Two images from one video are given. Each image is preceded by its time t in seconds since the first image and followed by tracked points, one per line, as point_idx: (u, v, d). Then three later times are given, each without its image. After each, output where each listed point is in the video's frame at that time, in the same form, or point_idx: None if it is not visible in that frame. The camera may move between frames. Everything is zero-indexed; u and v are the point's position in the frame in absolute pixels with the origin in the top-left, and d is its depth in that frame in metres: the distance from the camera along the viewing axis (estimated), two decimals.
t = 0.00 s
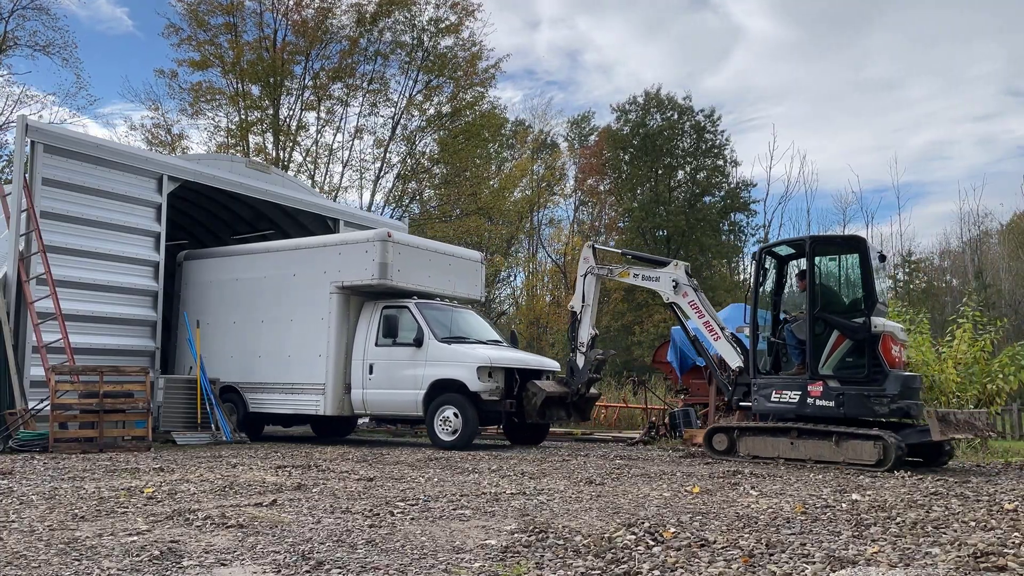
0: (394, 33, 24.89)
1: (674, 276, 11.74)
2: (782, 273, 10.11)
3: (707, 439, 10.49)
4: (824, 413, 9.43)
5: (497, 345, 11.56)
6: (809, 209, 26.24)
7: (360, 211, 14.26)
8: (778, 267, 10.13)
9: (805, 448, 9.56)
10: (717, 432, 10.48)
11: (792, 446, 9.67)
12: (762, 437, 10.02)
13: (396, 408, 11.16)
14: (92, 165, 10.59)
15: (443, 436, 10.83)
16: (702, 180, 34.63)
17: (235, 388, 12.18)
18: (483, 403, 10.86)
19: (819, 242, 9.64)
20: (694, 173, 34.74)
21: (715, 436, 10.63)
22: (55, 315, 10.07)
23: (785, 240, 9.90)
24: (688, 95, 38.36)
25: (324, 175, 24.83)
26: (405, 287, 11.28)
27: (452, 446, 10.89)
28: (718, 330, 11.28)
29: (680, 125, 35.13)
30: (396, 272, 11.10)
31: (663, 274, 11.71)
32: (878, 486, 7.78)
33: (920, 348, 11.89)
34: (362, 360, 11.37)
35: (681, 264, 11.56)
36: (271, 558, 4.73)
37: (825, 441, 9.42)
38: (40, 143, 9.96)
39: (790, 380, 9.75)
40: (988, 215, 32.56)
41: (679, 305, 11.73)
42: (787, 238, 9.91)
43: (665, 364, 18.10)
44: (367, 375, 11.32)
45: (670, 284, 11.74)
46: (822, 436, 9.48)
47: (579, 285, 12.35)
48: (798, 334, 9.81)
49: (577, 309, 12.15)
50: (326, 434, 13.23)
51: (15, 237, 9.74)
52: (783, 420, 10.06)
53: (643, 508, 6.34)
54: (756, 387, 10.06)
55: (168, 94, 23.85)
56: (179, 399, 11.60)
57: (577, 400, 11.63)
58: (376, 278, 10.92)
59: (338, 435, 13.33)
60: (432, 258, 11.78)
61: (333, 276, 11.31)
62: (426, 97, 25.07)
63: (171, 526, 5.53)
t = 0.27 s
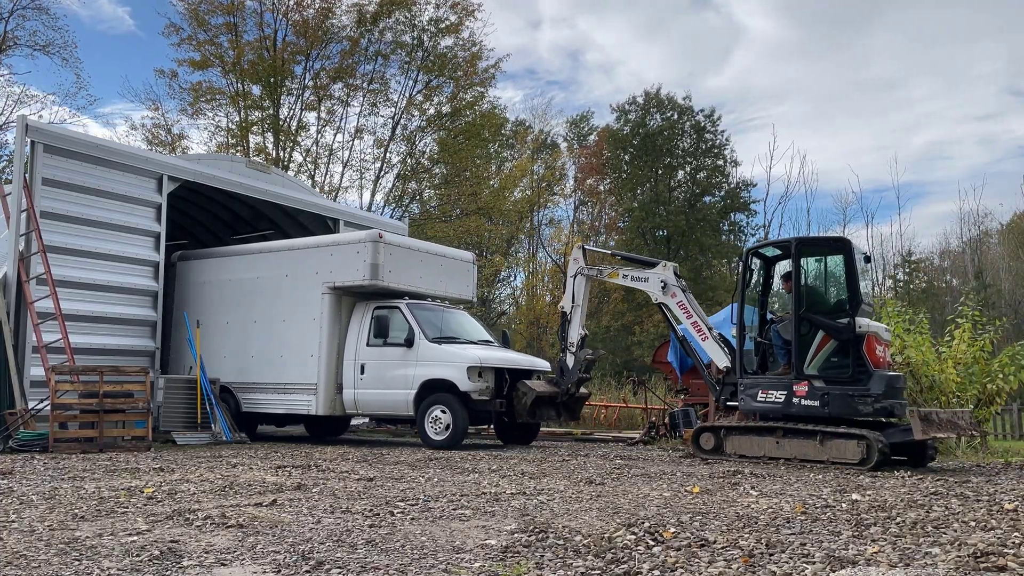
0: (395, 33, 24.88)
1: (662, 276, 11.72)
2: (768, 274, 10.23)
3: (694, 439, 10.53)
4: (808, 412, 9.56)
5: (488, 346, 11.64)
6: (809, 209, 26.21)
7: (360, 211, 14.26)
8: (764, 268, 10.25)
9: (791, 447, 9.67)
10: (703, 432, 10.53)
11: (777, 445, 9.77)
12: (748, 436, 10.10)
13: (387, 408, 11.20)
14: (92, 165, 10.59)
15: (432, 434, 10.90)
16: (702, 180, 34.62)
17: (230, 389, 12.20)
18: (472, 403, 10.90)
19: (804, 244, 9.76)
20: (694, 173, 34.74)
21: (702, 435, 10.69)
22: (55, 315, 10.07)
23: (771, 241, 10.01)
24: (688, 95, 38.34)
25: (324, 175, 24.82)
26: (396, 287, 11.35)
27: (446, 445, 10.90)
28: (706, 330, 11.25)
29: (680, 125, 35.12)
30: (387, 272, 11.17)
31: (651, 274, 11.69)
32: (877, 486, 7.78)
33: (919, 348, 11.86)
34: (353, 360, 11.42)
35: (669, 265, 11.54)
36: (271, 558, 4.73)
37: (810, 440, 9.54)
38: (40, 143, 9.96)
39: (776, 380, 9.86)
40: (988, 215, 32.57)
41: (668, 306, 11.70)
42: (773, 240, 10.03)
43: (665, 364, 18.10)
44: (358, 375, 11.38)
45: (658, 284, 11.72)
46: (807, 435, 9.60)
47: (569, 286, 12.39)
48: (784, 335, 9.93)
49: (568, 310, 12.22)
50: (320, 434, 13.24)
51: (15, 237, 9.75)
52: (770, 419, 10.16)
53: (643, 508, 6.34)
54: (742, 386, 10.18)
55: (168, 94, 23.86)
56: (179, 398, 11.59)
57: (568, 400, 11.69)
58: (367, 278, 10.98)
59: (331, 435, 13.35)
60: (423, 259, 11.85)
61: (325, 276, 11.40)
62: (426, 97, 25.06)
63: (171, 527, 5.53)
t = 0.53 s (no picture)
0: (395, 32, 24.88)
1: (650, 278, 11.93)
2: (755, 276, 10.34)
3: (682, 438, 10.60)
4: (793, 411, 9.64)
5: (478, 346, 11.85)
6: (809, 209, 26.18)
7: (360, 211, 14.26)
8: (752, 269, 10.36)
9: (776, 447, 9.73)
10: (691, 431, 10.59)
11: (762, 445, 9.85)
12: (735, 436, 10.16)
13: (378, 408, 11.42)
14: (93, 165, 10.60)
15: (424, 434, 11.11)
16: (702, 180, 34.61)
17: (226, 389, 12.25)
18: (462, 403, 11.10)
19: (789, 246, 9.87)
20: (694, 173, 34.73)
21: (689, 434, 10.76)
22: (55, 315, 10.07)
23: (757, 243, 10.12)
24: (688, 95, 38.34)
25: (324, 175, 24.82)
26: (387, 288, 11.54)
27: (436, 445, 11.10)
28: (694, 331, 11.49)
29: (680, 125, 35.11)
30: (378, 273, 11.34)
31: (640, 276, 11.89)
32: (877, 486, 7.78)
33: (920, 348, 11.86)
34: (345, 360, 11.62)
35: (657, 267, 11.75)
36: (271, 558, 4.73)
37: (795, 440, 9.60)
38: (40, 142, 9.96)
39: (763, 380, 9.93)
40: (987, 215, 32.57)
41: (656, 307, 11.92)
42: (759, 242, 10.14)
43: (665, 364, 18.12)
44: (349, 375, 11.58)
45: (646, 285, 11.93)
46: (792, 434, 9.65)
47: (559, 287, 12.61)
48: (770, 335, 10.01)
49: (557, 310, 12.44)
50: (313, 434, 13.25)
51: (15, 237, 9.75)
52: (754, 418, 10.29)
53: (643, 508, 6.34)
54: (728, 386, 10.25)
55: (168, 94, 23.88)
56: (179, 398, 11.60)
57: (557, 400, 11.87)
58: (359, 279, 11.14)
59: (324, 435, 13.35)
60: (414, 261, 12.05)
61: (317, 277, 11.53)
62: (426, 97, 25.06)
63: (171, 527, 5.53)
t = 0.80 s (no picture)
0: (395, 33, 24.88)
1: (639, 279, 11.94)
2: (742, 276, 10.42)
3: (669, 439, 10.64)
4: (779, 411, 9.73)
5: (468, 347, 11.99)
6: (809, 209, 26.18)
7: (360, 211, 14.28)
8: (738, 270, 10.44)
9: (763, 446, 9.85)
10: (678, 431, 10.64)
11: (749, 444, 9.95)
12: (722, 435, 10.26)
13: (369, 408, 11.55)
14: (93, 165, 10.60)
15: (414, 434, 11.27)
16: (702, 179, 34.59)
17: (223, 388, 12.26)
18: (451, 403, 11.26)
19: (775, 247, 9.96)
20: (694, 173, 34.71)
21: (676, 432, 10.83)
22: (55, 315, 10.07)
23: (744, 244, 10.20)
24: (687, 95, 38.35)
25: (324, 175, 24.82)
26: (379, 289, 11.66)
27: (426, 445, 11.25)
28: (682, 330, 11.41)
29: (680, 125, 35.10)
30: (369, 274, 11.45)
31: (629, 276, 11.90)
32: (878, 486, 7.77)
33: (920, 348, 11.86)
34: (336, 361, 11.73)
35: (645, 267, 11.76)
36: (271, 558, 4.73)
37: (781, 439, 9.72)
38: (40, 143, 9.96)
39: (749, 380, 10.00)
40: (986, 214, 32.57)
41: (644, 308, 11.89)
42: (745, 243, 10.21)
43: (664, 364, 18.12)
44: (341, 376, 11.68)
45: (635, 286, 11.94)
46: (778, 434, 9.78)
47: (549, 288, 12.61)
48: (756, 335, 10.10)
49: (547, 311, 12.46)
50: (306, 434, 13.27)
51: (15, 237, 9.75)
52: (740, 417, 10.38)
53: (643, 508, 6.34)
54: (715, 386, 10.31)
55: (169, 94, 23.88)
56: (179, 398, 11.60)
57: (547, 400, 12.03)
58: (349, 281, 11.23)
59: (318, 435, 13.36)
60: (405, 262, 12.18)
61: (308, 278, 11.59)
62: (426, 97, 25.05)
63: (171, 526, 5.53)
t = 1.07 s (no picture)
0: (395, 33, 24.88)
1: (628, 279, 11.94)
2: (730, 278, 10.51)
3: (656, 437, 10.69)
4: (765, 411, 9.82)
5: (458, 347, 12.08)
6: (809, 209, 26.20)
7: (361, 211, 14.28)
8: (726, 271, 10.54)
9: (749, 444, 9.94)
10: (666, 430, 10.69)
11: (735, 443, 10.03)
12: (709, 434, 10.33)
13: (360, 408, 11.63)
14: (93, 165, 10.60)
15: (403, 433, 11.33)
16: (702, 179, 34.58)
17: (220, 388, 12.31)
18: (441, 402, 11.32)
19: (761, 249, 10.06)
20: (694, 173, 34.69)
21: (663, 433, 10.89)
22: (55, 315, 10.07)
23: (731, 245, 10.30)
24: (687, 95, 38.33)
25: (324, 175, 24.82)
26: (370, 290, 11.74)
27: (416, 444, 11.30)
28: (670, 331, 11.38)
29: (680, 125, 35.10)
30: (360, 275, 11.52)
31: (617, 277, 11.90)
32: (878, 486, 7.77)
33: (919, 348, 11.85)
34: (327, 361, 11.80)
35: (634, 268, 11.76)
36: (271, 558, 4.73)
37: (766, 438, 9.82)
38: (40, 143, 9.96)
39: (735, 380, 10.09)
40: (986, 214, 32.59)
41: (632, 309, 11.91)
42: (732, 244, 10.31)
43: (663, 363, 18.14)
44: (332, 376, 11.75)
45: (623, 287, 11.95)
46: (763, 433, 9.88)
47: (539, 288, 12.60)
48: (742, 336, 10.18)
49: (536, 311, 12.44)
50: (299, 433, 13.28)
51: (15, 237, 9.76)
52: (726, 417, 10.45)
53: (643, 508, 6.34)
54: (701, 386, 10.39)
55: (168, 94, 23.88)
56: (179, 398, 11.59)
57: (536, 400, 12.08)
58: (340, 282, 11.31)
59: (314, 434, 13.38)
60: (397, 263, 12.24)
61: (299, 279, 11.68)
62: (426, 97, 25.05)
63: (171, 526, 5.53)
